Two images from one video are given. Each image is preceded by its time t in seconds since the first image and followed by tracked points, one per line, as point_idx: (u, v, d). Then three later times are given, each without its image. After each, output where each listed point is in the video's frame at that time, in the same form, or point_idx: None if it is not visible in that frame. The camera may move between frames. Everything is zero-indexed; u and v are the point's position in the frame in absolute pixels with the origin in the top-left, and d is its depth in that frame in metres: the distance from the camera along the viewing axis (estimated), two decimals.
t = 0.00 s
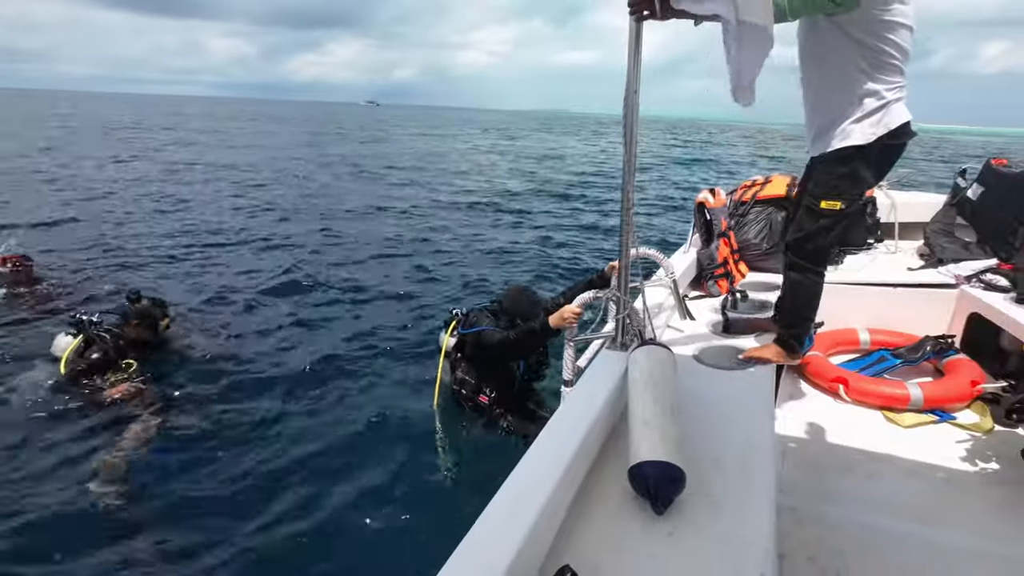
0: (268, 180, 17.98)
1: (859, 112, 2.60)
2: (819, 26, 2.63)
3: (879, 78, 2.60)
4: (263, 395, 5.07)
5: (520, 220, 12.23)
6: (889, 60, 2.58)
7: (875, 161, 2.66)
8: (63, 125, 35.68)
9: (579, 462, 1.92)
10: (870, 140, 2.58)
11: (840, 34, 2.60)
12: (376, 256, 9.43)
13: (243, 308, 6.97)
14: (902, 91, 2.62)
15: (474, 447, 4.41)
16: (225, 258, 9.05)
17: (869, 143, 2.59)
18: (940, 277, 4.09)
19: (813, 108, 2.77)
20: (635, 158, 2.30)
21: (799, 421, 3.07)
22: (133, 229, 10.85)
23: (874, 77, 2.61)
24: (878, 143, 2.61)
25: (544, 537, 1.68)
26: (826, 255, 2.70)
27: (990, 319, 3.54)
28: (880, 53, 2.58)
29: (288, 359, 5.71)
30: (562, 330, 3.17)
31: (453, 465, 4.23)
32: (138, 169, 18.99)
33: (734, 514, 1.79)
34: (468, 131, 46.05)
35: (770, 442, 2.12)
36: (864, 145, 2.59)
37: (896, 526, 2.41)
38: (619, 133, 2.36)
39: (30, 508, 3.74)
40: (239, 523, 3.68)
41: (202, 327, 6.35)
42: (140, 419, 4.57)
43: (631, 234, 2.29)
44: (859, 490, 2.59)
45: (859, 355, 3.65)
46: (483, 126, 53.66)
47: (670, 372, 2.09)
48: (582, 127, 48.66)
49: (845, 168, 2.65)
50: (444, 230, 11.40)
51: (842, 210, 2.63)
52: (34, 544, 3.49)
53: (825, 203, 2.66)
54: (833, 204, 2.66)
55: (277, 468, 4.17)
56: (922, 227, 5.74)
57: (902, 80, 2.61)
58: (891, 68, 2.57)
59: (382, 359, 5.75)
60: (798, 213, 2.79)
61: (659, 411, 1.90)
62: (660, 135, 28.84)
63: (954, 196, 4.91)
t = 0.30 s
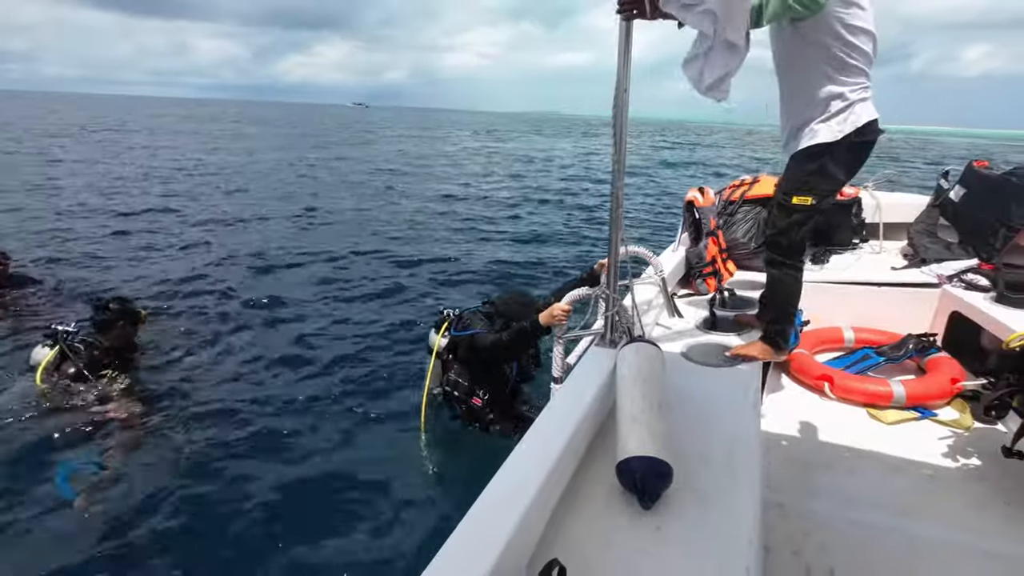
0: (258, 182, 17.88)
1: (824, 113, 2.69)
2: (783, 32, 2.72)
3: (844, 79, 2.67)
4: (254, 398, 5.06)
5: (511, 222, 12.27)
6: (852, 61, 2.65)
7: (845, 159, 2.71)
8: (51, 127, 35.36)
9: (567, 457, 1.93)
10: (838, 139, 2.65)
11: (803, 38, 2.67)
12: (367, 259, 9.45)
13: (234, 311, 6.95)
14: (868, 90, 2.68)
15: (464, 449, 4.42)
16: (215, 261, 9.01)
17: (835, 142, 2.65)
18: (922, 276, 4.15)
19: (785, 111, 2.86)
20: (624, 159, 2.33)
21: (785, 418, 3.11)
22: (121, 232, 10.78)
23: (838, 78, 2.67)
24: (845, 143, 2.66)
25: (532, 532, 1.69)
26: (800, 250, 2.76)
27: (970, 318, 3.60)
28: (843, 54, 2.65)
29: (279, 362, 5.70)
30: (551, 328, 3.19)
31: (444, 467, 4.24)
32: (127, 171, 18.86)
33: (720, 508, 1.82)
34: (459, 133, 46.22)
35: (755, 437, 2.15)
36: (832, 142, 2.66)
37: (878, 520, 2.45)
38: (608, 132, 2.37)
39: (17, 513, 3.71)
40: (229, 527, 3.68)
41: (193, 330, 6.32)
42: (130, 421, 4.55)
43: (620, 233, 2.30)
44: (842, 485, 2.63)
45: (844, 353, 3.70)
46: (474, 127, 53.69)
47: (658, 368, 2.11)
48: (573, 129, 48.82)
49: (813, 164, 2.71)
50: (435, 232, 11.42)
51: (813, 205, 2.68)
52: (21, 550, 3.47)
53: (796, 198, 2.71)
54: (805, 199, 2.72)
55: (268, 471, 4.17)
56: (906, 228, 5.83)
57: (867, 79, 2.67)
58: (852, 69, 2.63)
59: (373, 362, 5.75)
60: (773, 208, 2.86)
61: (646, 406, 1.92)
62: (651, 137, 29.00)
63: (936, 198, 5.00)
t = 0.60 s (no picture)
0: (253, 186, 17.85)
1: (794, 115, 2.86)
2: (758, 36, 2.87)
3: (814, 82, 2.83)
4: (246, 401, 5.02)
5: (507, 225, 12.28)
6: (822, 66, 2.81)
7: (810, 159, 2.88)
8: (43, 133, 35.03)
9: (559, 456, 1.94)
10: (804, 139, 2.84)
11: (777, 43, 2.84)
12: (361, 262, 9.42)
13: (228, 315, 6.93)
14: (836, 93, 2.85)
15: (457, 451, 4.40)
16: (210, 265, 8.99)
17: (802, 142, 2.84)
18: (912, 278, 4.19)
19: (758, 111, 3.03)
20: (615, 162, 2.33)
21: (776, 417, 3.13)
22: (115, 236, 10.74)
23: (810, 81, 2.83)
24: (812, 145, 2.84)
25: (522, 531, 1.70)
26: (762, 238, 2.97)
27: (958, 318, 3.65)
28: (814, 59, 2.82)
29: (272, 366, 5.67)
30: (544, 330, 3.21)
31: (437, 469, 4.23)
32: (120, 176, 18.77)
33: (709, 507, 1.83)
34: (455, 136, 46.25)
35: (745, 436, 2.17)
36: (798, 143, 2.85)
37: (868, 519, 2.47)
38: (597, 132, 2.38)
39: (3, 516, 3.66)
40: (220, 531, 3.64)
41: (185, 335, 6.28)
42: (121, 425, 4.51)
43: (612, 235, 2.32)
44: (833, 484, 2.66)
45: (835, 354, 3.73)
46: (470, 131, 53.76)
47: (649, 369, 2.13)
48: (568, 132, 48.93)
49: (775, 163, 2.91)
50: (431, 235, 11.42)
51: (771, 198, 2.89)
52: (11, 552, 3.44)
53: (756, 190, 2.93)
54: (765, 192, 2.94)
55: (260, 474, 4.13)
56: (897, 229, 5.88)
57: (835, 83, 2.84)
58: (823, 72, 2.80)
59: (367, 364, 5.74)
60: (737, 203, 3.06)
61: (638, 406, 1.93)
62: (646, 140, 29.09)
63: (926, 200, 5.05)
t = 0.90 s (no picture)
0: (252, 193, 17.86)
1: (764, 125, 2.84)
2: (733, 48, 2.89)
3: (783, 95, 2.85)
4: (242, 409, 5.00)
5: (505, 232, 12.29)
6: (790, 78, 2.83)
7: (778, 168, 2.90)
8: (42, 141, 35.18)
9: (550, 463, 1.94)
10: (773, 150, 2.84)
11: (748, 53, 2.85)
12: (358, 268, 9.41)
13: (225, 322, 6.93)
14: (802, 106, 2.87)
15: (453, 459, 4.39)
16: (208, 273, 9.00)
17: (771, 152, 2.83)
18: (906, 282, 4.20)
19: (729, 121, 3.00)
20: (603, 172, 2.35)
21: (771, 423, 3.13)
22: (114, 245, 10.75)
23: (779, 94, 2.85)
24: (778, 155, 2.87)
25: (513, 540, 1.69)
26: (742, 248, 2.98)
27: (952, 321, 3.66)
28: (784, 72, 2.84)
29: (268, 373, 5.65)
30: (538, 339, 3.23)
31: (433, 476, 4.21)
32: (119, 184, 18.78)
33: (701, 514, 1.83)
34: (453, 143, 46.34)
35: (737, 442, 2.16)
36: (767, 153, 2.84)
37: (862, 525, 2.47)
38: (587, 142, 2.38)
39: None
40: (213, 538, 3.61)
41: (181, 343, 6.26)
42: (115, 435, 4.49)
43: (602, 244, 2.36)
44: (828, 490, 2.65)
45: (831, 359, 3.73)
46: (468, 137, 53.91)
47: (640, 376, 2.13)
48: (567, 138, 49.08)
49: (749, 172, 2.89)
50: (429, 241, 11.42)
51: (749, 211, 2.90)
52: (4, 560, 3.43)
53: (734, 203, 2.92)
54: (742, 204, 2.93)
55: (255, 482, 4.10)
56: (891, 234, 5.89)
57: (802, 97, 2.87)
58: (791, 86, 2.83)
59: (363, 371, 5.74)
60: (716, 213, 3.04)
61: (628, 413, 1.93)
62: (645, 145, 29.15)
63: (919, 204, 5.06)
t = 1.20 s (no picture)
0: (252, 200, 17.88)
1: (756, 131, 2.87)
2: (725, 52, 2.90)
3: (770, 100, 2.86)
4: (240, 416, 4.97)
5: (505, 238, 12.30)
6: (782, 84, 2.85)
7: (773, 171, 2.87)
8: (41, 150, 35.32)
9: (546, 473, 1.93)
10: (769, 153, 2.84)
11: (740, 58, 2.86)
12: (357, 275, 9.41)
13: (225, 329, 6.91)
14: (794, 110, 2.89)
15: (454, 463, 4.36)
16: (207, 280, 9.00)
17: (766, 156, 2.84)
18: (907, 284, 4.18)
19: (721, 130, 3.03)
20: (593, 184, 2.41)
21: (772, 431, 3.10)
22: (112, 253, 10.74)
23: (771, 98, 2.87)
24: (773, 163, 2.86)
25: (508, 550, 1.68)
26: (741, 252, 2.94)
27: (955, 324, 3.64)
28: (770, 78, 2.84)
29: (266, 381, 5.63)
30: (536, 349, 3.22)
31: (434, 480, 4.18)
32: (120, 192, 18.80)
33: (697, 522, 1.81)
34: (454, 150, 46.50)
35: (734, 450, 2.15)
36: (761, 159, 2.85)
37: (864, 531, 2.44)
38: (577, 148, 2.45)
39: None
40: (209, 545, 3.58)
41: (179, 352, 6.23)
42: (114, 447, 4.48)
43: (594, 256, 2.42)
44: (829, 496, 2.63)
45: (834, 363, 3.71)
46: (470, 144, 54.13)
47: (636, 385, 2.12)
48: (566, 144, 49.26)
49: (745, 178, 2.90)
50: (429, 248, 11.43)
51: (748, 216, 2.87)
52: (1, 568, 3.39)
53: (733, 210, 2.90)
54: (740, 209, 2.91)
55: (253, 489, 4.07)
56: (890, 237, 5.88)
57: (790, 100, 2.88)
58: (776, 91, 2.85)
59: (362, 377, 5.72)
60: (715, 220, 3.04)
61: (624, 423, 1.91)
62: (644, 151, 29.20)
63: (918, 206, 5.05)
